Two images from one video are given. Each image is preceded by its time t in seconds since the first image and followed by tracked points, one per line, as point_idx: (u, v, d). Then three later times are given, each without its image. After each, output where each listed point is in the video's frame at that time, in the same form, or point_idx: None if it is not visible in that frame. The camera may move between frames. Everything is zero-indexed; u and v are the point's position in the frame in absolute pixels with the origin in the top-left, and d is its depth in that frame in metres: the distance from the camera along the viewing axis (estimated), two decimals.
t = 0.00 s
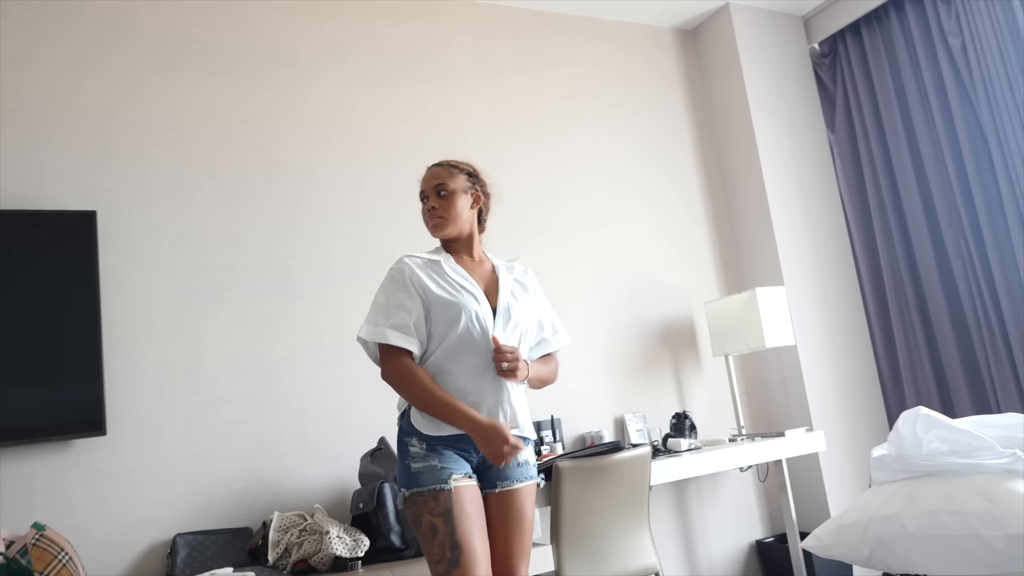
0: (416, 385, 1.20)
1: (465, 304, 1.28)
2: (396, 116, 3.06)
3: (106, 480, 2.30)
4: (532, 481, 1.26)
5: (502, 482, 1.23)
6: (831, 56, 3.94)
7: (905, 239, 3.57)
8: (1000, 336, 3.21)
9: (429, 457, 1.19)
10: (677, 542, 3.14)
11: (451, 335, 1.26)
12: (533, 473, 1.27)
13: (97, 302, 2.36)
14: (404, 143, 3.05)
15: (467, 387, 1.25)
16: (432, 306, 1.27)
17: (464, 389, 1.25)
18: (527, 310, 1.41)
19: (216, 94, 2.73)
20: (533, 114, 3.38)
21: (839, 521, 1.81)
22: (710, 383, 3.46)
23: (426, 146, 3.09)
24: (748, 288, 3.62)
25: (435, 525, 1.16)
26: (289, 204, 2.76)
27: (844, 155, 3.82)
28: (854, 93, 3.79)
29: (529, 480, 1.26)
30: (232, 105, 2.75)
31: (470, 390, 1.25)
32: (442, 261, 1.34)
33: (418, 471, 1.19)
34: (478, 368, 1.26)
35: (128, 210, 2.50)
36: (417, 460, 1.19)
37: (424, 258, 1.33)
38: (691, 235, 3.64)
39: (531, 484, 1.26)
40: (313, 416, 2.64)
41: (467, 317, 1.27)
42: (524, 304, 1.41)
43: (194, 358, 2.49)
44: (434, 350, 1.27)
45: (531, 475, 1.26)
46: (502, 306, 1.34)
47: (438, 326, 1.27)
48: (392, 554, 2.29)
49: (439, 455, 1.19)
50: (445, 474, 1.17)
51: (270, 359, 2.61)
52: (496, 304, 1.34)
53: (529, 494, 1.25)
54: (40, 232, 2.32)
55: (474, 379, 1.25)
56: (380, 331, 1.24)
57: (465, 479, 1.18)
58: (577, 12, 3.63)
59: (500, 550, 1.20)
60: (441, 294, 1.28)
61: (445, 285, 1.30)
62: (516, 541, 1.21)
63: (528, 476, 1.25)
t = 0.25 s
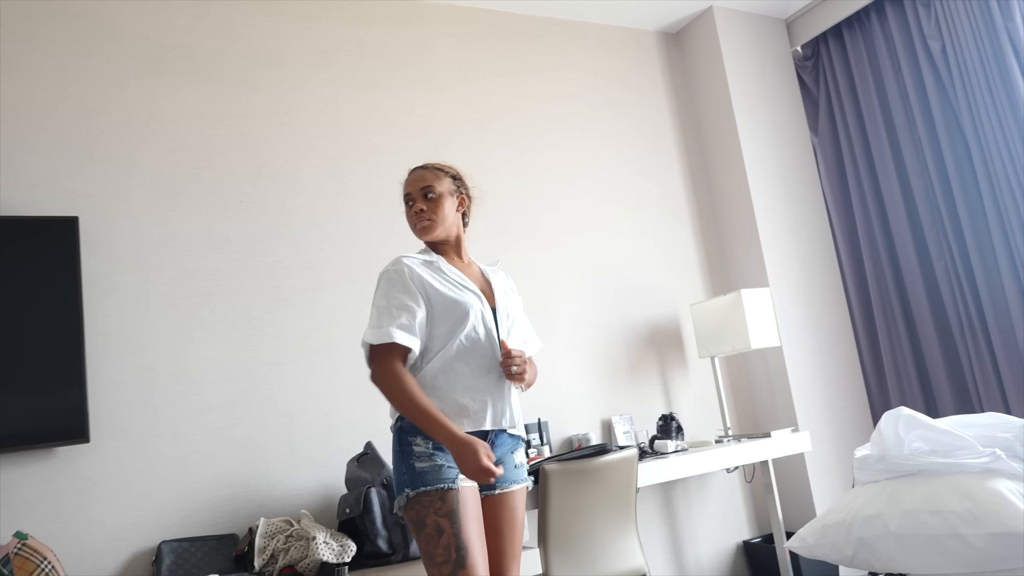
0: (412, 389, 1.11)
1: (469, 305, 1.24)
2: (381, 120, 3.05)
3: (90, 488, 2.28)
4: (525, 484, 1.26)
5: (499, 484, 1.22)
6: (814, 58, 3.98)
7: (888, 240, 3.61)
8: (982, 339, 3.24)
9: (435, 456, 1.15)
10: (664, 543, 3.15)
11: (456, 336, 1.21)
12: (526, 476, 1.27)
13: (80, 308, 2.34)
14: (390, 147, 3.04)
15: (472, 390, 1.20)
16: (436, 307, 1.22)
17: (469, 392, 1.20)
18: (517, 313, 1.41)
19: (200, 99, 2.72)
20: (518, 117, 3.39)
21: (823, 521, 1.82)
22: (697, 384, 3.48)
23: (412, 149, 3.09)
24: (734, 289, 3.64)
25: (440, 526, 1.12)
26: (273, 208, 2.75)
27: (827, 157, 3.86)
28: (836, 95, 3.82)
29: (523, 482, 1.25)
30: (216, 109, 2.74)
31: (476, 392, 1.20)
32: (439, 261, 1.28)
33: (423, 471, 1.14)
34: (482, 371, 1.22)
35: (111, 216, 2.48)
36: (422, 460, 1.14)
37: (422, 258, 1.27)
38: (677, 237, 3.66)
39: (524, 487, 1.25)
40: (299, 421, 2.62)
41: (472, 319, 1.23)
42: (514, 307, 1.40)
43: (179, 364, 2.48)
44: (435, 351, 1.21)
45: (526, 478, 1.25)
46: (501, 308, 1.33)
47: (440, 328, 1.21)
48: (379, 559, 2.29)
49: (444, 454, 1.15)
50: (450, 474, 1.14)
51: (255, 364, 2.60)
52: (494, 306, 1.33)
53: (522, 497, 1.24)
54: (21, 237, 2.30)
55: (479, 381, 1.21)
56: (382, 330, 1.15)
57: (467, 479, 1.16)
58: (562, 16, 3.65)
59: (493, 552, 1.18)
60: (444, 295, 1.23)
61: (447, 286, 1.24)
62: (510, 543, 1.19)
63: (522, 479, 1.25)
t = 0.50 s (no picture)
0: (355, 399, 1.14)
1: (454, 310, 1.23)
2: (366, 123, 3.05)
3: (73, 496, 2.25)
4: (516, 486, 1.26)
5: (491, 487, 1.22)
6: (797, 61, 4.00)
7: (871, 241, 3.64)
8: (965, 340, 3.28)
9: (426, 460, 1.14)
10: (652, 545, 3.15)
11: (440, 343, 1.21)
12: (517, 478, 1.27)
13: (61, 314, 2.31)
14: (375, 150, 3.04)
15: (459, 396, 1.19)
16: (418, 313, 1.22)
17: (455, 398, 1.19)
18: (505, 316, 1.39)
19: (183, 103, 2.70)
20: (503, 120, 3.39)
21: (807, 522, 1.83)
22: (683, 386, 3.49)
23: (397, 153, 3.09)
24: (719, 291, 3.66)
25: (434, 531, 1.12)
26: (258, 212, 2.74)
27: (811, 159, 3.88)
28: (819, 98, 3.85)
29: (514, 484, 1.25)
30: (199, 113, 2.73)
31: (462, 398, 1.19)
32: (424, 266, 1.28)
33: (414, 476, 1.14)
34: (469, 377, 1.21)
35: (93, 220, 2.46)
36: (413, 466, 1.14)
37: (406, 264, 1.26)
38: (663, 239, 3.67)
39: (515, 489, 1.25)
40: (285, 426, 2.61)
41: (457, 324, 1.22)
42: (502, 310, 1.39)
43: (163, 370, 2.46)
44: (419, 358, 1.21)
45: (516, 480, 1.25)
46: (486, 312, 1.32)
47: (423, 334, 1.21)
48: (366, 564, 2.28)
49: (435, 459, 1.15)
50: (442, 478, 1.13)
51: (240, 369, 2.58)
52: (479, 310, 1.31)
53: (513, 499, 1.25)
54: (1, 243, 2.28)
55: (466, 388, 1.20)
56: (350, 336, 1.17)
57: (459, 483, 1.16)
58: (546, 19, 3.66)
59: (485, 555, 1.18)
60: (427, 300, 1.22)
61: (431, 291, 1.24)
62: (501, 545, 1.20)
63: (513, 481, 1.25)
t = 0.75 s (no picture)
0: (325, 415, 1.22)
1: (431, 320, 1.25)
2: (357, 128, 3.05)
3: (62, 503, 2.24)
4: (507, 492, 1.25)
5: (478, 493, 1.21)
6: (787, 65, 4.03)
7: (861, 245, 3.66)
8: (954, 342, 3.30)
9: (406, 467, 1.16)
10: (645, 549, 3.16)
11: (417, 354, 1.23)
12: (509, 484, 1.26)
13: (50, 320, 2.30)
14: (366, 155, 3.04)
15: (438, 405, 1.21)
16: (397, 324, 1.24)
17: (432, 407, 1.20)
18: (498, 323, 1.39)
19: (173, 108, 2.70)
20: (494, 124, 3.40)
21: (797, 524, 1.84)
22: (675, 390, 3.49)
23: (388, 157, 3.09)
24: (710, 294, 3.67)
25: (414, 536, 1.12)
26: (249, 218, 2.73)
27: (801, 163, 3.90)
28: (809, 102, 3.88)
29: (505, 490, 1.24)
30: (190, 119, 2.72)
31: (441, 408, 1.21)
32: (408, 277, 1.30)
33: (395, 483, 1.16)
34: (448, 386, 1.23)
35: (82, 226, 2.45)
36: (394, 472, 1.16)
37: (390, 275, 1.30)
38: (654, 243, 3.68)
39: (507, 495, 1.24)
40: (277, 432, 2.60)
41: (435, 334, 1.24)
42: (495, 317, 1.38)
43: (153, 376, 2.45)
44: (399, 368, 1.24)
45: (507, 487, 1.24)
46: (470, 320, 1.32)
47: (403, 345, 1.24)
48: (358, 570, 2.27)
49: (415, 465, 1.16)
50: (422, 484, 1.14)
51: (232, 375, 2.57)
52: (464, 318, 1.32)
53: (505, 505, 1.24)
54: None
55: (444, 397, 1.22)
56: (332, 350, 1.23)
57: (442, 488, 1.16)
58: (537, 24, 3.67)
59: (475, 561, 1.18)
60: (404, 312, 1.25)
61: (409, 302, 1.26)
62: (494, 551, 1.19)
63: (503, 487, 1.24)
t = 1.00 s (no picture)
0: (337, 432, 1.36)
1: (387, 340, 1.29)
2: (343, 137, 3.05)
3: (52, 520, 2.22)
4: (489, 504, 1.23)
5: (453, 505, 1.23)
6: (771, 68, 4.05)
7: (848, 245, 3.68)
8: (942, 339, 3.32)
9: (375, 484, 1.25)
10: (639, 552, 3.16)
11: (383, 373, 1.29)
12: (493, 495, 1.24)
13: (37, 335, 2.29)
14: (353, 164, 3.04)
15: (397, 422, 1.25)
16: (363, 347, 1.32)
17: (391, 424, 1.25)
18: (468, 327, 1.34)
19: (158, 120, 2.69)
20: (481, 131, 3.40)
21: (788, 525, 1.85)
22: (667, 392, 3.50)
23: (375, 166, 3.09)
24: (700, 296, 3.68)
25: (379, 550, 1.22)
26: (237, 228, 2.73)
27: (787, 164, 3.92)
28: (793, 104, 3.90)
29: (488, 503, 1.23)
30: (175, 130, 2.71)
31: (400, 423, 1.25)
32: (375, 297, 1.36)
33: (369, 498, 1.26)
34: (405, 402, 1.26)
35: (69, 240, 2.44)
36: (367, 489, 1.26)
37: (363, 298, 1.37)
38: (643, 247, 3.69)
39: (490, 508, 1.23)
40: (268, 442, 2.59)
41: (389, 353, 1.29)
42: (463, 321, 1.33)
43: (143, 389, 2.44)
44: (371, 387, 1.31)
45: (482, 498, 1.23)
46: (427, 332, 1.30)
47: (370, 366, 1.31)
48: None
49: (382, 483, 1.24)
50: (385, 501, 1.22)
51: (222, 387, 2.56)
52: (422, 330, 1.31)
53: (490, 517, 1.23)
54: None
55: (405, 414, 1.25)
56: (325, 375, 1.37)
57: (407, 505, 1.22)
58: (522, 30, 3.68)
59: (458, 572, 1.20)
60: (364, 335, 1.32)
61: (368, 325, 1.33)
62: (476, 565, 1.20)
63: (484, 501, 1.23)
